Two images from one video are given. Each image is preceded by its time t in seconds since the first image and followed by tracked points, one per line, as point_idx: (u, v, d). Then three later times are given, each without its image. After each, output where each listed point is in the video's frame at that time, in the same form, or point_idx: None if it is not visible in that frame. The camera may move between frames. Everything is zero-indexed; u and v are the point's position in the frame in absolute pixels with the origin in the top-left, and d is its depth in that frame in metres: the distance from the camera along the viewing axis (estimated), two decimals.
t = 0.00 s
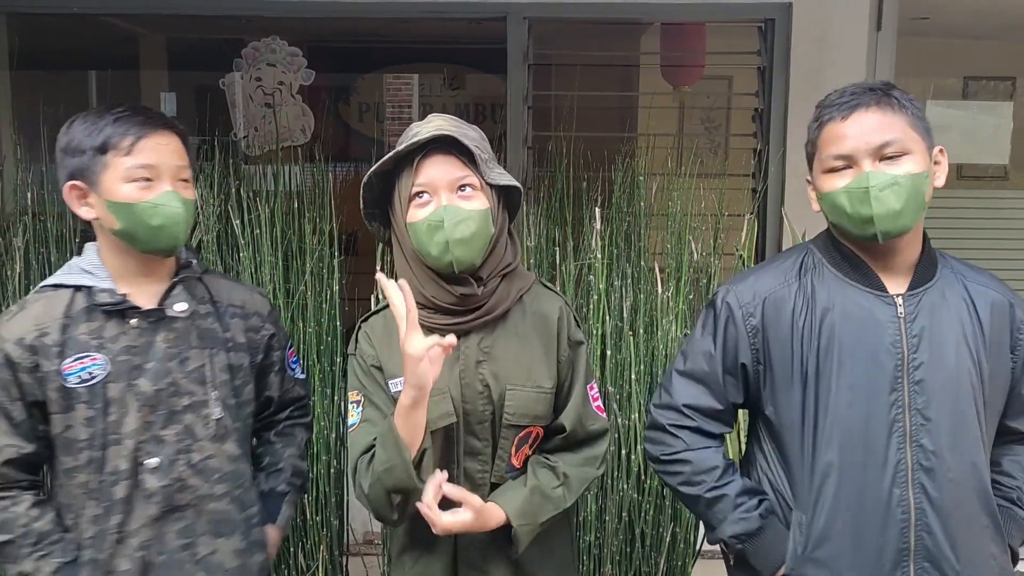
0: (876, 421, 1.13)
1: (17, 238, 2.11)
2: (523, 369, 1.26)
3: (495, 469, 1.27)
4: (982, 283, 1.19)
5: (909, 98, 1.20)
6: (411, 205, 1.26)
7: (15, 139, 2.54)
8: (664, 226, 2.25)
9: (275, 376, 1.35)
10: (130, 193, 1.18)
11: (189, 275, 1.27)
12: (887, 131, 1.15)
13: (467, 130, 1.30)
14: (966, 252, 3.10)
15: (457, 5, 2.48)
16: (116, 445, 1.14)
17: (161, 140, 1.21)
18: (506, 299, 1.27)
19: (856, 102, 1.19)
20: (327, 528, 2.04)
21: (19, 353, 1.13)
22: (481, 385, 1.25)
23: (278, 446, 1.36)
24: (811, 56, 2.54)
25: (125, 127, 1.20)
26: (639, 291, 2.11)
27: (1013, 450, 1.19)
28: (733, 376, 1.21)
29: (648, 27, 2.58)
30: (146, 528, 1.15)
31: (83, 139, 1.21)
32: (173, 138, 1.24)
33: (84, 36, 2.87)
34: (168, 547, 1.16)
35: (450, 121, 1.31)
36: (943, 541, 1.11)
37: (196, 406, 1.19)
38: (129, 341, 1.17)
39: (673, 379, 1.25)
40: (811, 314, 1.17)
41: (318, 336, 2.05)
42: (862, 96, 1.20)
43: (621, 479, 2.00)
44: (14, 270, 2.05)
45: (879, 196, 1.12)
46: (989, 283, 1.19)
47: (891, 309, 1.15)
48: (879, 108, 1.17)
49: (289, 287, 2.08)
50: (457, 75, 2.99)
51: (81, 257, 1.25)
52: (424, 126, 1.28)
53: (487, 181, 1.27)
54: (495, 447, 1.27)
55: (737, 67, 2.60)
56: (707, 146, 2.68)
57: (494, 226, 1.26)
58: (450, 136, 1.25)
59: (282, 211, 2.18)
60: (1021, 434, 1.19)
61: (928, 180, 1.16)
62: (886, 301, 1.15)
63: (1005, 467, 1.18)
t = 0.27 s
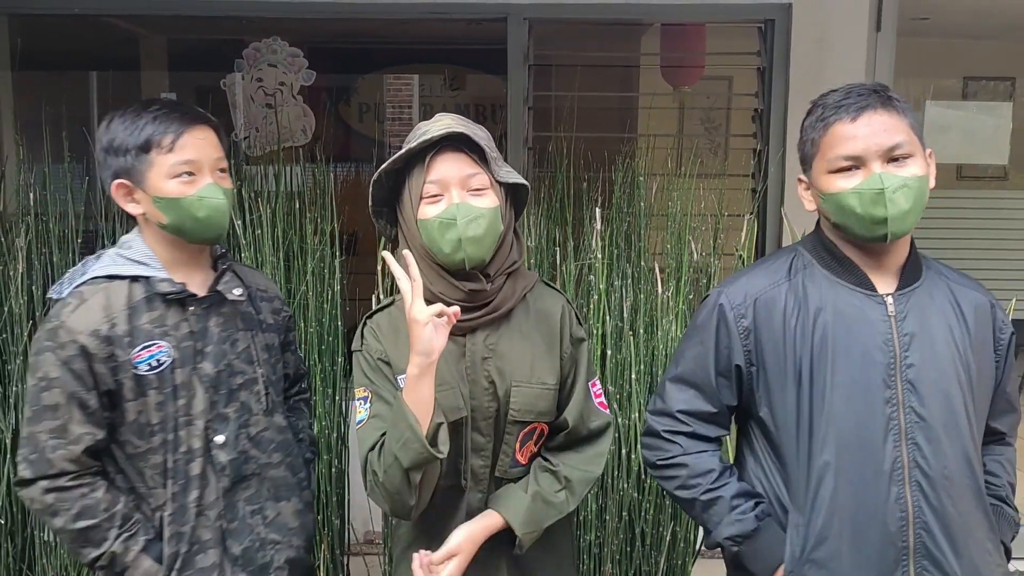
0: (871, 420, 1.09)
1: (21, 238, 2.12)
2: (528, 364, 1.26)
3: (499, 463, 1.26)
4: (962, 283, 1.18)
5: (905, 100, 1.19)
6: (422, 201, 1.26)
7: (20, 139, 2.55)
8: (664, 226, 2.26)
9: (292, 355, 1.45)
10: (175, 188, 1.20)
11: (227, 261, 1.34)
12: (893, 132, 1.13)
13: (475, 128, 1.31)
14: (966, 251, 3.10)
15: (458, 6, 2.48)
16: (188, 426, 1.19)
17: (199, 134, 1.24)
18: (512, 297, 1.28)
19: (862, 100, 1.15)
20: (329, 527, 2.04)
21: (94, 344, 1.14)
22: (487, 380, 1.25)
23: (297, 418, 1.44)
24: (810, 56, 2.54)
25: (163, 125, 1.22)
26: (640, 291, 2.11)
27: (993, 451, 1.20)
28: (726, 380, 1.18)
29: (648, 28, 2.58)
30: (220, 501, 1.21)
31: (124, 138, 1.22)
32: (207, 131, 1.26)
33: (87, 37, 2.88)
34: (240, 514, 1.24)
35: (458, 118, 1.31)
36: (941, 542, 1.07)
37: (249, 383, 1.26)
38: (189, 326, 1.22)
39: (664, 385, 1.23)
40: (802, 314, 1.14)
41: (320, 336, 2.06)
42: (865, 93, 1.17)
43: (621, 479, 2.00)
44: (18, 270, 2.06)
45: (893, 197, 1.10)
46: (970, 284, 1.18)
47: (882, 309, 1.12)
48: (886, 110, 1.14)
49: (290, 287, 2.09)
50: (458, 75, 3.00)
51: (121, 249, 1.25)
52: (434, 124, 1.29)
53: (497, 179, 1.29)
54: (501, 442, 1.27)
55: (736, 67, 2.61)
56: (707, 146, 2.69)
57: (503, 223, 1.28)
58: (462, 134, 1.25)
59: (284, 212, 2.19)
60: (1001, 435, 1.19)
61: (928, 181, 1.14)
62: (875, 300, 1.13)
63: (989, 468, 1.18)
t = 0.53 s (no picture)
0: (807, 417, 1.10)
1: (21, 238, 2.13)
2: (528, 362, 1.26)
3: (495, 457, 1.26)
4: (951, 287, 1.13)
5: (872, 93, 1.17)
6: (427, 203, 1.26)
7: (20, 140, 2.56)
8: (664, 226, 2.26)
9: (321, 352, 1.56)
10: (210, 199, 1.34)
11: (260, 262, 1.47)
12: (844, 121, 1.12)
13: (480, 129, 1.31)
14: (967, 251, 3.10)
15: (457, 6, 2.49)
16: (222, 415, 1.32)
17: (236, 149, 1.36)
18: (512, 297, 1.29)
19: (820, 93, 1.16)
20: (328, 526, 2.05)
21: (138, 335, 1.28)
22: (488, 377, 1.24)
23: (326, 412, 1.54)
24: (806, 56, 2.51)
25: (203, 138, 1.35)
26: (638, 291, 2.11)
27: (994, 467, 1.13)
28: (691, 371, 1.23)
29: (649, 28, 2.58)
30: (249, 486, 1.33)
31: (170, 147, 1.36)
32: (246, 145, 1.38)
33: (88, 37, 2.89)
34: (270, 499, 1.35)
35: (463, 119, 1.32)
36: (866, 542, 1.08)
37: (279, 377, 1.39)
38: (224, 321, 1.35)
39: (651, 375, 1.26)
40: (756, 310, 1.16)
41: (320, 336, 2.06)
42: (826, 87, 1.17)
43: (620, 479, 2.00)
44: (19, 270, 2.07)
45: (833, 183, 1.09)
46: (962, 288, 1.13)
47: (836, 308, 1.12)
48: (840, 100, 1.14)
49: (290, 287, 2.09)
50: (458, 75, 3.00)
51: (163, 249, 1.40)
52: (438, 125, 1.29)
53: (501, 182, 1.29)
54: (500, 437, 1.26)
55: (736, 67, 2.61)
56: (707, 146, 2.70)
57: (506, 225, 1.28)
58: (468, 137, 1.26)
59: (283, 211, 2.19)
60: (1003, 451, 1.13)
61: (888, 171, 1.12)
62: (833, 299, 1.12)
63: (981, 484, 1.13)
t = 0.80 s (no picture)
0: (754, 412, 1.16)
1: (20, 239, 2.12)
2: (527, 359, 1.25)
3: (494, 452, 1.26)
4: (922, 292, 1.12)
5: (847, 93, 1.17)
6: (428, 201, 1.26)
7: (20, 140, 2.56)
8: (664, 227, 2.25)
9: (344, 353, 1.56)
10: (213, 203, 1.38)
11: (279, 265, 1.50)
12: (806, 126, 1.14)
13: (482, 128, 1.30)
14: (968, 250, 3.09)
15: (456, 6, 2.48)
16: (223, 411, 1.36)
17: (239, 153, 1.39)
18: (511, 295, 1.28)
19: (787, 96, 1.17)
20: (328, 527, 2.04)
21: (143, 330, 1.34)
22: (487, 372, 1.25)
23: (344, 415, 1.54)
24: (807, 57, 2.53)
25: (211, 142, 1.39)
26: (638, 292, 2.10)
27: (976, 486, 1.10)
28: (678, 365, 1.30)
29: (649, 27, 2.58)
30: (248, 483, 1.36)
31: (184, 151, 1.42)
32: (254, 148, 1.41)
33: (87, 37, 2.89)
34: (269, 498, 1.37)
35: (465, 118, 1.32)
36: (796, 536, 1.13)
37: (288, 377, 1.42)
38: (233, 319, 1.39)
39: (652, 369, 1.34)
40: (727, 307, 1.23)
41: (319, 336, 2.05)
42: (796, 88, 1.18)
43: (620, 479, 2.00)
44: (18, 270, 2.07)
45: (789, 191, 1.13)
46: (936, 294, 1.12)
47: (794, 308, 1.17)
48: (806, 104, 1.15)
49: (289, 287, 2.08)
50: (457, 75, 3.00)
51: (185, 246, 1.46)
52: (439, 125, 1.28)
53: (502, 181, 1.28)
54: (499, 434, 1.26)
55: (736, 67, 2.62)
56: (707, 146, 2.71)
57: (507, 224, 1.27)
58: (470, 136, 1.25)
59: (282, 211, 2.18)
60: (979, 467, 1.09)
61: (850, 176, 1.14)
62: (792, 298, 1.17)
63: (954, 501, 1.10)
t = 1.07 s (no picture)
0: (733, 410, 1.18)
1: (18, 239, 2.12)
2: (526, 359, 1.24)
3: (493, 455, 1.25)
4: (901, 293, 1.13)
5: (824, 93, 1.19)
6: (426, 201, 1.25)
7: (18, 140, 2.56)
8: (664, 226, 2.25)
9: (347, 356, 1.57)
10: (200, 200, 1.39)
11: (280, 263, 1.50)
12: (777, 128, 1.16)
13: (479, 128, 1.29)
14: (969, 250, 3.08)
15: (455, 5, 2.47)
16: (216, 409, 1.37)
17: (224, 150, 1.39)
18: (507, 296, 1.28)
19: (762, 98, 1.20)
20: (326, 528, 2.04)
21: (138, 324, 1.36)
22: (485, 373, 1.24)
23: (346, 419, 1.55)
24: (806, 57, 2.53)
25: (200, 138, 1.40)
26: (638, 292, 2.09)
27: (954, 491, 1.11)
28: (669, 362, 1.34)
29: (647, 27, 2.57)
30: (239, 483, 1.37)
31: (177, 148, 1.44)
32: (243, 144, 1.41)
33: (86, 37, 2.88)
34: (259, 498, 1.39)
35: (462, 118, 1.31)
36: (770, 535, 1.14)
37: (284, 377, 1.43)
38: (229, 317, 1.40)
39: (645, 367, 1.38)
40: (711, 305, 1.26)
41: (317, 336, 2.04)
42: (772, 89, 1.20)
43: (621, 480, 1.99)
44: (16, 270, 2.06)
45: (756, 194, 1.16)
46: (915, 295, 1.13)
47: (775, 307, 1.19)
48: (778, 106, 1.17)
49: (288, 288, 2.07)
50: (456, 75, 2.99)
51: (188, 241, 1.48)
52: (437, 125, 1.28)
53: (500, 181, 1.28)
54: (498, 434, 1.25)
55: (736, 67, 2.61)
56: (707, 146, 2.69)
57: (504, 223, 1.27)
58: (469, 136, 1.24)
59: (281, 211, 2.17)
60: (956, 472, 1.11)
61: (821, 177, 1.15)
62: (772, 296, 1.20)
63: (932, 506, 1.12)
